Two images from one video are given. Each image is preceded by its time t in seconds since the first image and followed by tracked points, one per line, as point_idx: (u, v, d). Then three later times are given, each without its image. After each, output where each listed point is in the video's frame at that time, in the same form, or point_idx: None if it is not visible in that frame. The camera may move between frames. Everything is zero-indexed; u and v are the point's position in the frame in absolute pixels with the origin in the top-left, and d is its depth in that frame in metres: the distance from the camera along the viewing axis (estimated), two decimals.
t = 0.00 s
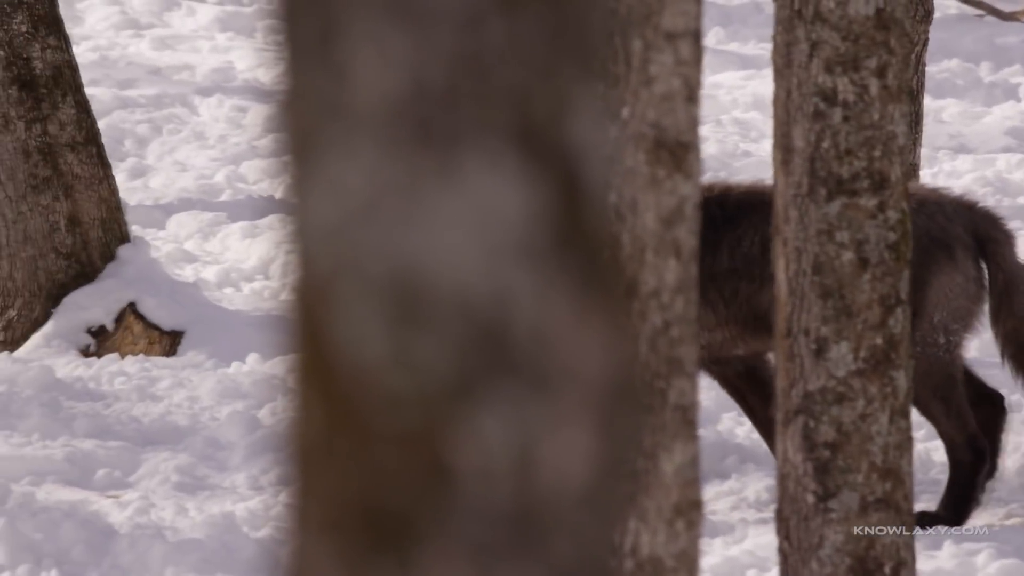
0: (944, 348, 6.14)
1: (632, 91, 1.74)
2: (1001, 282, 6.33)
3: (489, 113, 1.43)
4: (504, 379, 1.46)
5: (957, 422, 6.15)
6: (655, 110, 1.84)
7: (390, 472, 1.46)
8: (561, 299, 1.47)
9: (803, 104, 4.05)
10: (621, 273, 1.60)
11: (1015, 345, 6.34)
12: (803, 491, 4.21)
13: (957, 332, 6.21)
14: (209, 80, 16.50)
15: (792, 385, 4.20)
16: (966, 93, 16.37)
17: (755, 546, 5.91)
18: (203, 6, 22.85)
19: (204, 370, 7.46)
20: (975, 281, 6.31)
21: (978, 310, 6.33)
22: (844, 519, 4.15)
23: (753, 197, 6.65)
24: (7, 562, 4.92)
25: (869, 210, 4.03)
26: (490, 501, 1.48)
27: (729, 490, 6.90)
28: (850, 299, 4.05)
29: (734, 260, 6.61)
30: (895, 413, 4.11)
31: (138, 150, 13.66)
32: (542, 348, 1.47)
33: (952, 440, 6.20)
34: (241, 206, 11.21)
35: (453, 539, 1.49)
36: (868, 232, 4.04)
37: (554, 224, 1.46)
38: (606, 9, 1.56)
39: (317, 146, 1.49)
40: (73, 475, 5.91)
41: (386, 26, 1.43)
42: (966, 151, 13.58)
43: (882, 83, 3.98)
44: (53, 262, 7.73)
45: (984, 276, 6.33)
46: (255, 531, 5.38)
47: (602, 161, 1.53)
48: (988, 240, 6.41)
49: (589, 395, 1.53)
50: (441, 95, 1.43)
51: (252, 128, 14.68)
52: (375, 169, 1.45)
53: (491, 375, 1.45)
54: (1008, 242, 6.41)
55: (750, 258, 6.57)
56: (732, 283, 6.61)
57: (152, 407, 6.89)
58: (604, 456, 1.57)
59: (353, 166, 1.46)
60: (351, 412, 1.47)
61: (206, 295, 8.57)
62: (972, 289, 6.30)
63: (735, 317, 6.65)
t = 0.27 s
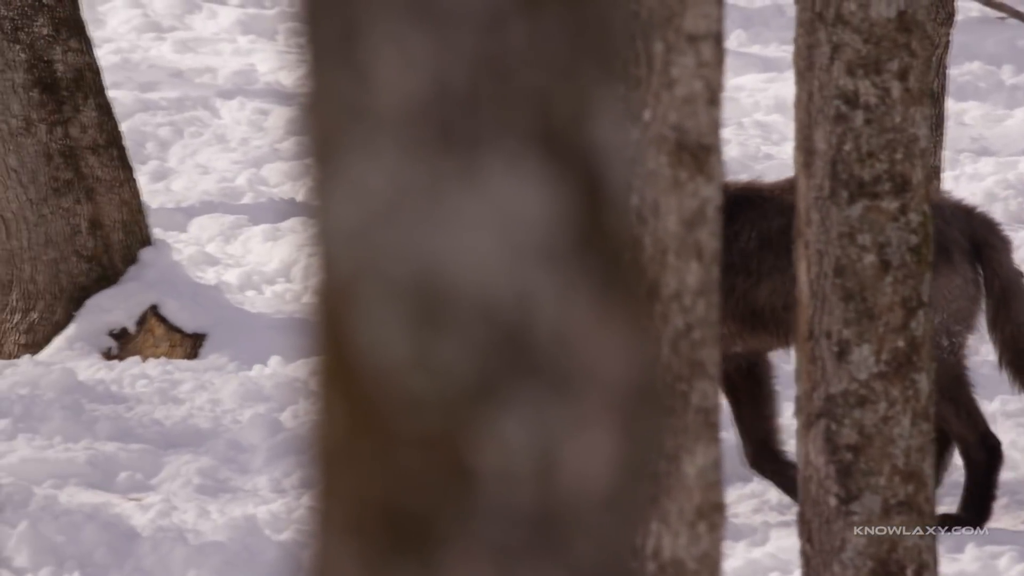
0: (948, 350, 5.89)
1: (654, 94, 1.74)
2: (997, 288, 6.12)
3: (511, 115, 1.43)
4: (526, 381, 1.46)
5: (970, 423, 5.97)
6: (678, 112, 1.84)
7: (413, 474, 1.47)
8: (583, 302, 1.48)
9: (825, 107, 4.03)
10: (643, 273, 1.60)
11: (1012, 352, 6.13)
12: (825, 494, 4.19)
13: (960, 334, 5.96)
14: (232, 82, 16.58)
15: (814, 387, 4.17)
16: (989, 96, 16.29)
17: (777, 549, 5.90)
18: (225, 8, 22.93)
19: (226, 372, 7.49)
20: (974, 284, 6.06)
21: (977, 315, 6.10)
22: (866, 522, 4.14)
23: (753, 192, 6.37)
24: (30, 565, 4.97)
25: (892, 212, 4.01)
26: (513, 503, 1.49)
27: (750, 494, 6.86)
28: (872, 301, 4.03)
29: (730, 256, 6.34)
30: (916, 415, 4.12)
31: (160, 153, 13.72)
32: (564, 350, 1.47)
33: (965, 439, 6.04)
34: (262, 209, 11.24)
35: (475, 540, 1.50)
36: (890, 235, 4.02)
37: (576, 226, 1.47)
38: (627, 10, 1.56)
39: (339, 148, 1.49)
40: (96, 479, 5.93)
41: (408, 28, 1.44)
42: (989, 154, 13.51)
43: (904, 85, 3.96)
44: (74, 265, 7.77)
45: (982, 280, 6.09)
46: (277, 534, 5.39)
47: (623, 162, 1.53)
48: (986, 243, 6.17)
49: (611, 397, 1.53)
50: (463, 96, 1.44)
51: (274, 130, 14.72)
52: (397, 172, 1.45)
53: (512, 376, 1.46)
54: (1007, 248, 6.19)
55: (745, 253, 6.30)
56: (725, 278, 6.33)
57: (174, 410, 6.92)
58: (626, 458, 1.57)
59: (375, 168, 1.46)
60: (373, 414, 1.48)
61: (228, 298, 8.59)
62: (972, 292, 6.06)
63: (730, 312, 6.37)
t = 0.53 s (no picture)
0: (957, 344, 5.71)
1: (677, 94, 1.75)
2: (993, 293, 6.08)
3: (535, 116, 1.44)
4: (550, 380, 1.47)
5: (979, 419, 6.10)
6: (701, 112, 1.84)
7: (437, 474, 1.48)
8: (606, 302, 1.49)
9: (848, 106, 4.02)
10: (666, 273, 1.61)
11: (1010, 358, 6.07)
12: (848, 493, 4.19)
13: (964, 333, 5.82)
14: (254, 82, 16.65)
15: (837, 386, 4.17)
16: (1013, 96, 16.20)
17: (800, 548, 5.90)
18: (247, 7, 22.99)
19: (249, 371, 7.52)
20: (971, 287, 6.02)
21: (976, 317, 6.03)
22: (889, 521, 4.14)
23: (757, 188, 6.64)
24: (53, 564, 4.98)
25: (915, 212, 4.00)
26: (536, 502, 1.50)
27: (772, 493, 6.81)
28: (894, 301, 4.02)
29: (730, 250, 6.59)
30: (940, 415, 4.10)
31: (183, 153, 13.78)
32: (587, 350, 1.48)
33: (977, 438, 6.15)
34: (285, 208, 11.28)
35: (499, 540, 1.51)
36: (913, 234, 4.01)
37: (600, 226, 1.47)
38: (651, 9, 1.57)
39: (362, 148, 1.50)
40: (119, 478, 5.96)
41: (433, 29, 1.44)
42: (1013, 153, 13.44)
43: (927, 84, 3.94)
44: (98, 264, 7.77)
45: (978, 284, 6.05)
46: (300, 533, 5.41)
47: (646, 161, 1.54)
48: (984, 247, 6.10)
49: (633, 397, 1.54)
50: (487, 97, 1.44)
51: (296, 130, 14.76)
52: (422, 173, 1.46)
53: (536, 377, 1.47)
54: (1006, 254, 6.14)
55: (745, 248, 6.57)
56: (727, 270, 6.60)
57: (197, 409, 6.95)
58: (648, 457, 1.58)
59: (399, 168, 1.47)
60: (397, 414, 1.49)
61: (251, 297, 8.62)
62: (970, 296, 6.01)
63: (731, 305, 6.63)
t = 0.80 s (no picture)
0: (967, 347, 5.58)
1: (700, 94, 1.75)
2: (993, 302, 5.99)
3: (558, 118, 1.45)
4: (572, 382, 1.48)
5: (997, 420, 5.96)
6: (723, 113, 1.85)
7: (460, 475, 1.49)
8: (628, 303, 1.50)
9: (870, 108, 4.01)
10: (687, 275, 1.62)
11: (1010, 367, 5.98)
12: (870, 494, 4.18)
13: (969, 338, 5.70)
14: (277, 83, 16.71)
15: (860, 387, 4.14)
16: None
17: (823, 549, 5.88)
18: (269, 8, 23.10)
19: (272, 372, 7.55)
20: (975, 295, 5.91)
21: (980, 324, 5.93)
22: (911, 522, 4.13)
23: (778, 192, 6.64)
24: (75, 565, 4.98)
25: (937, 213, 3.99)
26: (559, 503, 1.52)
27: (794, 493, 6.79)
28: (917, 302, 4.00)
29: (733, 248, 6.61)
30: (962, 416, 4.09)
31: (205, 153, 13.84)
32: (609, 351, 1.49)
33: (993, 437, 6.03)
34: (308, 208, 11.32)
35: (522, 540, 1.52)
36: (936, 235, 4.00)
37: (621, 228, 1.48)
38: (673, 10, 1.58)
39: (386, 149, 1.51)
40: (142, 479, 6.00)
41: (457, 31, 1.45)
42: None
43: (949, 86, 3.94)
44: (120, 265, 7.77)
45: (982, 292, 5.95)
46: (322, 534, 5.42)
47: (668, 162, 1.55)
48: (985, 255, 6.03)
49: (656, 399, 1.55)
50: (510, 98, 1.45)
51: (319, 131, 14.81)
52: (444, 175, 1.47)
53: (559, 378, 1.48)
54: (1005, 262, 6.08)
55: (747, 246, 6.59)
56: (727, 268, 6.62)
57: (219, 410, 6.98)
58: (669, 457, 1.59)
59: (422, 168, 1.48)
60: (420, 415, 1.50)
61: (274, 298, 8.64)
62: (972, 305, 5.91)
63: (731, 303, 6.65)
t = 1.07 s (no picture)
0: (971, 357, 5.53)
1: (722, 94, 1.75)
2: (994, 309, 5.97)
3: (580, 118, 1.46)
4: (595, 382, 1.49)
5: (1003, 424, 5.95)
6: (745, 113, 1.86)
7: (483, 475, 1.50)
8: (649, 303, 1.51)
9: (893, 107, 4.00)
10: (707, 275, 1.63)
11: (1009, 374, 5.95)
12: (892, 494, 4.16)
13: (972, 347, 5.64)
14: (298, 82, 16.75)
15: (882, 387, 4.12)
16: None
17: (845, 549, 5.87)
18: (291, 7, 23.15)
19: (294, 373, 7.57)
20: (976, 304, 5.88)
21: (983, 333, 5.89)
22: (933, 522, 4.11)
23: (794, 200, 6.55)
24: (98, 565, 5.03)
25: (959, 213, 3.97)
26: (582, 503, 1.53)
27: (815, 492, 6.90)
28: (940, 302, 3.99)
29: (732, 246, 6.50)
30: (984, 416, 4.07)
31: (227, 153, 13.88)
32: (632, 350, 1.50)
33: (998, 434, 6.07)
34: (329, 208, 11.33)
35: (545, 541, 1.53)
36: (958, 235, 3.98)
37: (642, 229, 1.50)
38: (695, 10, 1.60)
39: (407, 149, 1.51)
40: (164, 479, 6.03)
41: (479, 31, 1.46)
42: None
43: (971, 86, 3.93)
44: (143, 265, 7.83)
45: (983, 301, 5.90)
46: (344, 535, 5.43)
47: (687, 162, 1.57)
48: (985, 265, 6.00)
49: (677, 398, 1.57)
50: (533, 98, 1.46)
51: (341, 131, 14.84)
52: (467, 175, 1.47)
53: (582, 377, 1.49)
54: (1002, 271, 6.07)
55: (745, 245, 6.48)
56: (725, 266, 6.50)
57: (241, 410, 7.01)
58: (690, 456, 1.61)
59: (444, 168, 1.49)
60: (443, 416, 1.50)
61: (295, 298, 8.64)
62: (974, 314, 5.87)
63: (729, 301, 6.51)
